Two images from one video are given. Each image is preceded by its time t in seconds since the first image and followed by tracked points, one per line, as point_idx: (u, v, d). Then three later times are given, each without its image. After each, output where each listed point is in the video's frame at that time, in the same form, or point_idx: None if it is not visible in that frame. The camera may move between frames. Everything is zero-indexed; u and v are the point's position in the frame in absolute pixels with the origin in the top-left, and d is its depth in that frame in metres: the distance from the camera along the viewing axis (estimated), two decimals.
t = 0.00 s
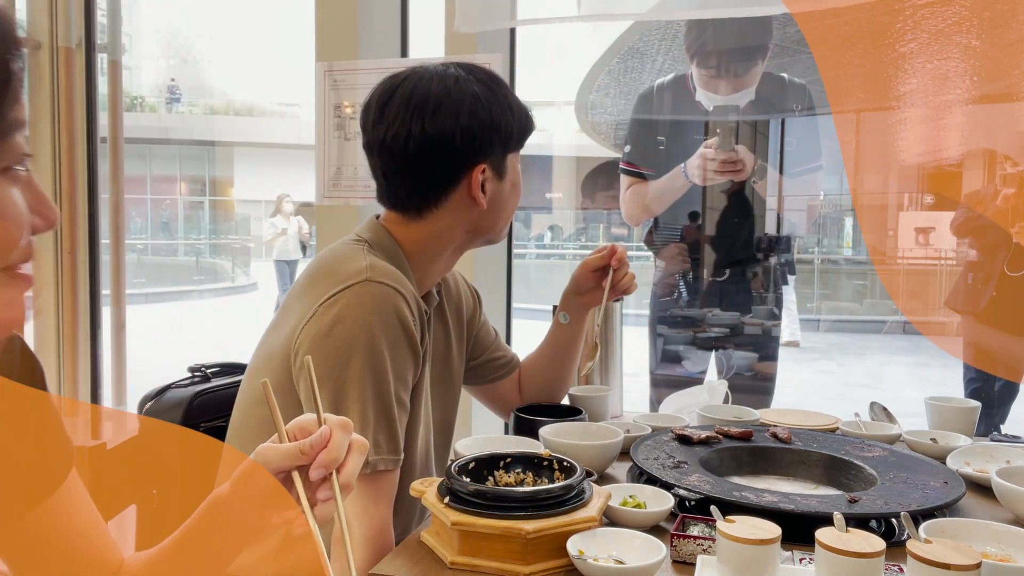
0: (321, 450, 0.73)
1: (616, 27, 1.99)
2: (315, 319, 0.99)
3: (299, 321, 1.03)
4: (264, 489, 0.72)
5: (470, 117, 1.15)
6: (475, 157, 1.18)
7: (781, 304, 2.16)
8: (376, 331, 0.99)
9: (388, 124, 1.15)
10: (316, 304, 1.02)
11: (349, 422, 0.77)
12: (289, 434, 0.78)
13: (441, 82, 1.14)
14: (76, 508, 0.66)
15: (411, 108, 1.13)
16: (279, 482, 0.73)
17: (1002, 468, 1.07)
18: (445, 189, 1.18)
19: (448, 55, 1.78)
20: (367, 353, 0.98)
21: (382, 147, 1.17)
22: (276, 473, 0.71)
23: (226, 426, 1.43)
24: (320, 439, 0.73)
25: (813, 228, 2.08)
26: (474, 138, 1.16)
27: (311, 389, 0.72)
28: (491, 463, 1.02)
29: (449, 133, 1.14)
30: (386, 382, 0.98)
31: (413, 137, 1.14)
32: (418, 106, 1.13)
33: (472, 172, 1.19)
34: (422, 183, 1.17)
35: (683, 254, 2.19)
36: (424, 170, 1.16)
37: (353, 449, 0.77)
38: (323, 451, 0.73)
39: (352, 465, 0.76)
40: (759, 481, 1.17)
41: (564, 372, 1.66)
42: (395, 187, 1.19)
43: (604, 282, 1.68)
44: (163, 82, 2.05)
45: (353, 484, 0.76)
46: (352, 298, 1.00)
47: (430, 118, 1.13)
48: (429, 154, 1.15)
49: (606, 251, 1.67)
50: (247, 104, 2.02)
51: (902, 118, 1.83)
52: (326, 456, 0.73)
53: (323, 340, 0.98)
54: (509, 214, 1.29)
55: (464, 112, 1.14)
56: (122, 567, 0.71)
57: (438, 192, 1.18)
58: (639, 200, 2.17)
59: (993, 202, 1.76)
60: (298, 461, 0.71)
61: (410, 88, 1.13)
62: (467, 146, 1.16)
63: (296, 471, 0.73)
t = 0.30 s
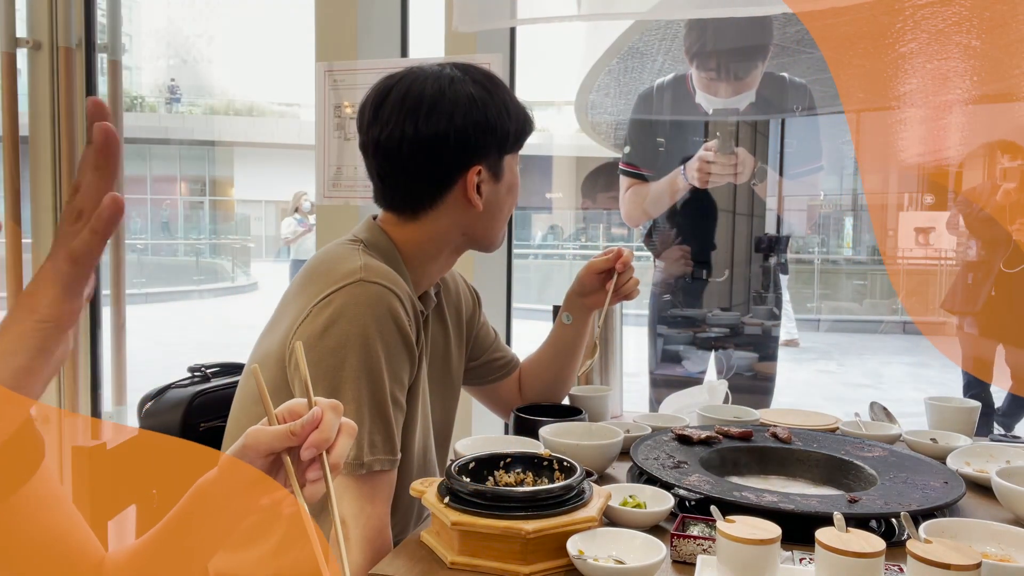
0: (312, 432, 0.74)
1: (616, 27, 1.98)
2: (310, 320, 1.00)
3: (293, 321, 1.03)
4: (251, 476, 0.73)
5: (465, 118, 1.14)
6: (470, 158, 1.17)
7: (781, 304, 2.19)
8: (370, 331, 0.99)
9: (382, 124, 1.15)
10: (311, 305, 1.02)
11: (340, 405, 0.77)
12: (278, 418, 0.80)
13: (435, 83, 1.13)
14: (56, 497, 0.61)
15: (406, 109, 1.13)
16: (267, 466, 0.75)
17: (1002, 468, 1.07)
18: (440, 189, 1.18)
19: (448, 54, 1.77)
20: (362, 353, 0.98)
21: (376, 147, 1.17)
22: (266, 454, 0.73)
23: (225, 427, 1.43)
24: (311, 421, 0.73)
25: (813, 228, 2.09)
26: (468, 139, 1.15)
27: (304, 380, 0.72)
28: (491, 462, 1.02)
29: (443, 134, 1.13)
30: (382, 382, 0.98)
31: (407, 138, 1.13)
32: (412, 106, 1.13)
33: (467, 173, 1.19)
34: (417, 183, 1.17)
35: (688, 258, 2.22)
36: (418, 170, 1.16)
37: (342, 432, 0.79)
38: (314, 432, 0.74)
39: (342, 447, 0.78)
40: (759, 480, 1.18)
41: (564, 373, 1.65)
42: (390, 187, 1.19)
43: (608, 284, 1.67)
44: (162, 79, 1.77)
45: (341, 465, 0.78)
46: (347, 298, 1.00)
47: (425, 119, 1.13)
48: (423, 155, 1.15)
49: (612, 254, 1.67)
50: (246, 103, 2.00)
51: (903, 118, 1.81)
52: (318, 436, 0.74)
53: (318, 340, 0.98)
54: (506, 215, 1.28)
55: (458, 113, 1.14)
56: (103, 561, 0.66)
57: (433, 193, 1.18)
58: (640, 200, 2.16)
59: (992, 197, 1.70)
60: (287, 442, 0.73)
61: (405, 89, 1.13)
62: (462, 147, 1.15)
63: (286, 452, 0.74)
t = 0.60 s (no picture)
0: (303, 420, 0.75)
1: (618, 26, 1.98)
2: (308, 321, 0.99)
3: (292, 323, 1.02)
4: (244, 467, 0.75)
5: (462, 118, 1.14)
6: (469, 159, 1.17)
7: (781, 304, 2.18)
8: (369, 332, 0.99)
9: (380, 124, 1.15)
10: (309, 305, 1.02)
11: (331, 394, 0.79)
12: (268, 411, 0.81)
13: (433, 82, 1.13)
14: (47, 502, 0.50)
15: (404, 109, 1.13)
16: (257, 457, 0.76)
17: (1002, 468, 1.07)
18: (438, 190, 1.18)
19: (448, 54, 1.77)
20: (361, 353, 0.98)
21: (374, 147, 1.17)
22: (259, 445, 0.74)
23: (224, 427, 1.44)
24: (302, 410, 0.75)
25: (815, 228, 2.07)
26: (466, 140, 1.15)
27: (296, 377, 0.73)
28: (491, 463, 1.02)
29: (441, 134, 1.13)
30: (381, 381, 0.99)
31: (404, 138, 1.13)
32: (410, 106, 1.13)
33: (466, 174, 1.19)
34: (415, 183, 1.17)
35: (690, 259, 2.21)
36: (416, 170, 1.16)
37: (332, 422, 0.80)
38: (305, 421, 0.76)
39: (333, 436, 0.79)
40: (759, 480, 1.18)
41: (565, 374, 1.65)
42: (388, 187, 1.19)
43: (608, 284, 1.67)
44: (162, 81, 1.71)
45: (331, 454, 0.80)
46: (346, 299, 1.00)
47: (423, 119, 1.12)
48: (421, 155, 1.14)
49: (613, 255, 1.67)
50: (246, 103, 1.97)
51: (903, 117, 1.82)
52: (309, 425, 0.75)
53: (317, 341, 0.98)
54: (505, 216, 1.29)
55: (457, 113, 1.13)
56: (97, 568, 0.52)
57: (430, 194, 1.18)
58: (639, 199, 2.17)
59: (997, 198, 1.72)
60: (279, 433, 0.74)
61: (402, 88, 1.13)
62: (460, 148, 1.15)
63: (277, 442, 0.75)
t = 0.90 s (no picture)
0: (299, 413, 0.72)
1: (619, 26, 1.97)
2: (307, 320, 1.00)
3: (290, 322, 1.03)
4: (240, 459, 0.73)
5: (432, 111, 1.13)
6: (440, 150, 1.15)
7: (781, 304, 2.18)
8: (366, 332, 0.99)
9: (365, 114, 1.18)
10: (308, 305, 1.02)
11: (327, 385, 0.75)
12: (263, 402, 0.79)
13: (412, 73, 1.13)
14: (48, 501, 0.63)
15: (380, 104, 1.15)
16: (255, 448, 0.74)
17: (1002, 468, 1.07)
18: (413, 181, 1.17)
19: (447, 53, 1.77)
20: (358, 353, 0.98)
21: (363, 137, 1.21)
22: (254, 437, 0.72)
23: (224, 427, 1.44)
24: (298, 401, 0.72)
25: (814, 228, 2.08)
26: (437, 130, 1.14)
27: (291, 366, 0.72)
28: (491, 462, 1.02)
29: (409, 123, 1.13)
30: (373, 379, 0.98)
31: (380, 127, 1.15)
32: (386, 96, 1.14)
33: (438, 164, 1.16)
34: (392, 174, 1.18)
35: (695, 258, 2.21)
36: (391, 161, 1.16)
37: (329, 412, 0.77)
38: (302, 412, 0.72)
39: (330, 427, 0.76)
40: (760, 480, 1.18)
41: (570, 374, 1.65)
42: (376, 178, 1.21)
43: (622, 287, 1.66)
44: (163, 82, 1.99)
45: (330, 446, 0.77)
46: (343, 298, 1.00)
47: (395, 108, 1.13)
48: (395, 145, 1.15)
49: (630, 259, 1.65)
50: (247, 103, 2.02)
51: (904, 117, 1.82)
52: (305, 417, 0.72)
53: (315, 340, 0.98)
54: (501, 215, 1.23)
55: (427, 103, 1.12)
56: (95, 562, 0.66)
57: (407, 185, 1.18)
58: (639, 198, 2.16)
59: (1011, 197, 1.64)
60: (275, 425, 0.72)
61: (385, 79, 1.15)
62: (429, 138, 1.14)
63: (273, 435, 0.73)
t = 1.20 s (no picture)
0: (303, 406, 0.75)
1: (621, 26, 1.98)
2: (307, 319, 1.00)
3: (292, 321, 1.03)
4: (245, 450, 0.75)
5: (423, 110, 1.13)
6: (432, 150, 1.15)
7: (781, 304, 2.18)
8: (369, 331, 0.99)
9: (362, 115, 1.19)
10: (309, 305, 1.02)
11: (331, 378, 0.78)
12: (268, 393, 0.81)
13: (405, 74, 1.14)
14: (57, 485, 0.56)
15: (374, 104, 1.16)
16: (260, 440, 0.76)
17: (1002, 468, 1.07)
18: (407, 181, 1.18)
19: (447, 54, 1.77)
20: (360, 353, 0.98)
21: (360, 139, 1.22)
22: (260, 430, 0.74)
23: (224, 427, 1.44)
24: (302, 394, 0.75)
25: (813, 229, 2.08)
26: (428, 131, 1.14)
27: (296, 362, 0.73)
28: (491, 462, 1.02)
29: (402, 124, 1.14)
30: (376, 379, 0.98)
31: (375, 129, 1.16)
32: (380, 97, 1.15)
33: (429, 165, 1.16)
34: (387, 174, 1.19)
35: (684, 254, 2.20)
36: (386, 161, 1.17)
37: (333, 405, 0.79)
38: (305, 406, 0.75)
39: (334, 421, 0.78)
40: (759, 480, 1.18)
41: (560, 375, 1.66)
42: (374, 179, 1.23)
43: (606, 281, 1.66)
44: (163, 82, 1.97)
45: (333, 439, 0.79)
46: (345, 298, 1.00)
47: (388, 110, 1.14)
48: (389, 147, 1.16)
49: (609, 251, 1.66)
50: (247, 103, 2.05)
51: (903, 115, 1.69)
52: (309, 411, 0.75)
53: (317, 340, 0.98)
54: (498, 215, 1.23)
55: (419, 104, 1.13)
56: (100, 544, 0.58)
57: (402, 185, 1.18)
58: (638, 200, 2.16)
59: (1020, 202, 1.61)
60: (279, 418, 0.74)
61: (379, 81, 1.16)
62: (422, 139, 1.14)
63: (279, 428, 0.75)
